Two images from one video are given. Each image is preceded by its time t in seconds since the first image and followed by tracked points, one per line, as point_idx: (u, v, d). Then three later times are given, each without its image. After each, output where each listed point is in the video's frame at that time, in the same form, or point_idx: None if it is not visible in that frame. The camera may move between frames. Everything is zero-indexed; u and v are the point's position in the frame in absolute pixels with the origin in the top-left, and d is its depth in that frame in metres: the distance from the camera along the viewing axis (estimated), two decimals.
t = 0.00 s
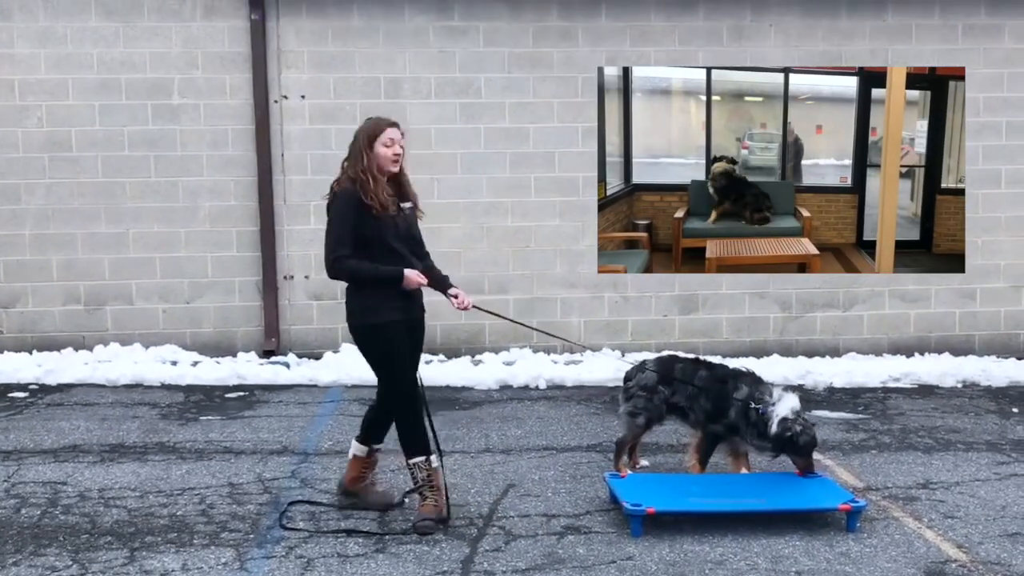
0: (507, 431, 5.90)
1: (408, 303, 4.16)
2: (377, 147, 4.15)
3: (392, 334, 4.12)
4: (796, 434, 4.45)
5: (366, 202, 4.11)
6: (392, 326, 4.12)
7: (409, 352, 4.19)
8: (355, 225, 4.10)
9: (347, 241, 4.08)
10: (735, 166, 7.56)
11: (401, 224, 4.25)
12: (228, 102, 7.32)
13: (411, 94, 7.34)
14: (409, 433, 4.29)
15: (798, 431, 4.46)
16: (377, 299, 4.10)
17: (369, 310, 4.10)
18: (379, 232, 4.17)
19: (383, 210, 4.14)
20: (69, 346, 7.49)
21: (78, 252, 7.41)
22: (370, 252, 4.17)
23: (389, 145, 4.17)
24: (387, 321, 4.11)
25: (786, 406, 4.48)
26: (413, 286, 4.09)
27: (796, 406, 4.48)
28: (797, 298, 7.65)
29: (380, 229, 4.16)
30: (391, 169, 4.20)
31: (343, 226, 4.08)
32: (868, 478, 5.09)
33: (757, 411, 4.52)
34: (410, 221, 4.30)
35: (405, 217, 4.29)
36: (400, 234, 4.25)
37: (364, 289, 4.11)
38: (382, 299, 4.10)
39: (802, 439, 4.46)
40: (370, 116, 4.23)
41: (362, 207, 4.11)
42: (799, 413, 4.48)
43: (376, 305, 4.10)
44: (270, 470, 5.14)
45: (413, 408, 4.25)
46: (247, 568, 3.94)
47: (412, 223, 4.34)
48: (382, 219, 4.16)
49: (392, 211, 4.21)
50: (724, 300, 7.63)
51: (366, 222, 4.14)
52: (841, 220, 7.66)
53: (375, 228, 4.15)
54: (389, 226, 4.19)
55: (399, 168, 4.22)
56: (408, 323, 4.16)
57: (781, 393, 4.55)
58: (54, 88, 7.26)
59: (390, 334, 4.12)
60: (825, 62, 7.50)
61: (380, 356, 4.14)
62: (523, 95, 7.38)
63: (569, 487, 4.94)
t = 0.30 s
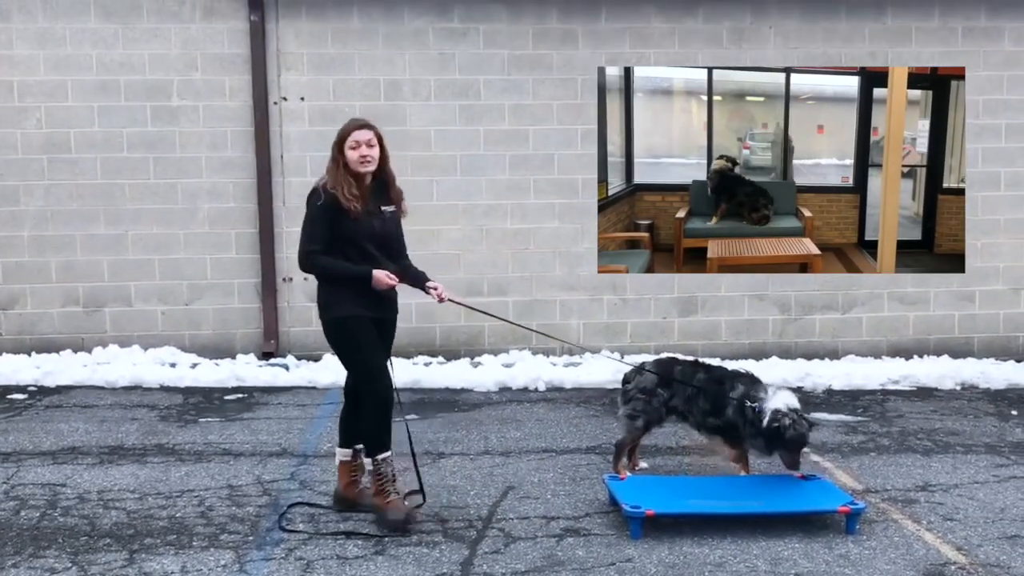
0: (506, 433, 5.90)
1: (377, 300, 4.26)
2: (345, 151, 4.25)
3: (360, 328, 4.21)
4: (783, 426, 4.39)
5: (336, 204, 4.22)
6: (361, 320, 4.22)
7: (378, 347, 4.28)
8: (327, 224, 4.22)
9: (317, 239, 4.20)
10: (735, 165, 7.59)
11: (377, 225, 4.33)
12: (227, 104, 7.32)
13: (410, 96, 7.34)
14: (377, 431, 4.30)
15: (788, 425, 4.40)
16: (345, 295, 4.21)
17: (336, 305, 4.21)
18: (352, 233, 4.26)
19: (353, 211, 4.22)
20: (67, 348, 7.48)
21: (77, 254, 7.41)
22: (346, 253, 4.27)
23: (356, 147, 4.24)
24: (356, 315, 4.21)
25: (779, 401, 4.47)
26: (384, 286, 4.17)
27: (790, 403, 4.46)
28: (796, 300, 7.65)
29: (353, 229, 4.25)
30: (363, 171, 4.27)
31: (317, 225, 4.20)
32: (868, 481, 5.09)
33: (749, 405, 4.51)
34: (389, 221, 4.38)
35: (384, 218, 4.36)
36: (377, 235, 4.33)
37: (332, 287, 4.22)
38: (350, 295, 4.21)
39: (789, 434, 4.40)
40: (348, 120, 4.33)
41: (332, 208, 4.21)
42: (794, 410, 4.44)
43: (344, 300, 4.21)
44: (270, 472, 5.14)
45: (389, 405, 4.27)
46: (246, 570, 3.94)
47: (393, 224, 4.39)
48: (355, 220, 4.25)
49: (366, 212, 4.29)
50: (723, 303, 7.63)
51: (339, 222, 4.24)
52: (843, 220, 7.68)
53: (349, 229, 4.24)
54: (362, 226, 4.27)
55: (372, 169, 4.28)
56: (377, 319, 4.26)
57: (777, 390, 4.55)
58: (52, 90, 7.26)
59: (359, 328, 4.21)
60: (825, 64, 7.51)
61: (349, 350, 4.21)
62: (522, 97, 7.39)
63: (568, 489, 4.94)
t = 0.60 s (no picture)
0: (509, 435, 5.90)
1: (357, 304, 4.15)
2: (332, 151, 4.15)
3: (335, 332, 4.12)
4: (760, 440, 4.33)
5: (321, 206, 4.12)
6: (337, 323, 4.12)
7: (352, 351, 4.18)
8: (310, 223, 4.12)
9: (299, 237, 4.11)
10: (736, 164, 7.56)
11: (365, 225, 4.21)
12: (231, 105, 7.33)
13: (414, 97, 7.35)
14: (337, 437, 4.23)
15: (766, 441, 4.33)
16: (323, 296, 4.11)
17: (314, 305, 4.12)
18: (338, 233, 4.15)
19: (338, 212, 4.11)
20: (70, 348, 7.49)
21: (80, 254, 7.41)
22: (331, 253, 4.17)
23: (344, 147, 4.13)
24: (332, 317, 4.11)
25: (768, 414, 4.36)
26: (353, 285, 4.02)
27: (779, 419, 4.34)
28: (798, 302, 7.65)
29: (337, 231, 4.14)
30: (350, 171, 4.16)
31: (301, 225, 4.11)
32: (870, 483, 5.09)
33: (739, 409, 4.42)
34: (380, 223, 4.25)
35: (373, 219, 4.24)
36: (364, 235, 4.20)
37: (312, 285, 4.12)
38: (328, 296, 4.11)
39: (765, 451, 4.33)
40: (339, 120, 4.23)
41: (316, 208, 4.11)
42: (780, 430, 4.33)
43: (322, 300, 4.11)
44: (272, 472, 5.15)
45: (348, 413, 4.20)
46: (249, 571, 3.94)
47: (383, 225, 4.26)
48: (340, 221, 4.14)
49: (354, 213, 4.17)
50: (726, 304, 7.63)
51: (323, 222, 4.13)
52: (844, 219, 7.64)
53: (334, 228, 4.14)
54: (348, 227, 4.15)
55: (360, 169, 4.17)
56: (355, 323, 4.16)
57: (776, 403, 4.43)
58: (56, 91, 7.27)
59: (334, 331, 4.12)
60: (828, 66, 7.51)
61: (321, 352, 4.12)
62: (526, 99, 7.39)
63: (571, 490, 4.94)
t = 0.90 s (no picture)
0: (513, 434, 5.90)
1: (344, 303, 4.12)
2: (332, 151, 4.11)
3: (323, 331, 4.11)
4: (755, 453, 4.31)
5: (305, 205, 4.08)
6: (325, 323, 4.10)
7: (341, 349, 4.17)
8: (292, 221, 4.09)
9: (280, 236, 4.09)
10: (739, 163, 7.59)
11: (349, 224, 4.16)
12: (237, 104, 7.34)
13: (419, 97, 7.35)
14: (330, 436, 4.22)
15: (760, 454, 4.31)
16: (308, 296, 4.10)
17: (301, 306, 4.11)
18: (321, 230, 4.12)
19: (321, 213, 4.08)
20: (75, 346, 7.50)
21: (86, 252, 7.43)
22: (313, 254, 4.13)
23: (347, 148, 4.10)
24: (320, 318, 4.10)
25: (765, 427, 4.34)
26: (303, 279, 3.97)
27: (774, 432, 4.32)
28: (803, 302, 7.64)
29: (318, 231, 4.11)
30: (344, 173, 4.13)
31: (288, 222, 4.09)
32: (874, 483, 5.09)
33: (736, 419, 4.38)
34: (366, 223, 4.22)
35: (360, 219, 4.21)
36: (346, 233, 4.15)
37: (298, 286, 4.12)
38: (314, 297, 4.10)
39: (760, 464, 4.31)
40: (335, 116, 4.19)
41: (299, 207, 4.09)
42: (776, 442, 4.31)
43: (310, 301, 4.10)
44: (277, 470, 5.15)
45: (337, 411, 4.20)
46: (253, 569, 3.95)
47: (368, 224, 4.23)
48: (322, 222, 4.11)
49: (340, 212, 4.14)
50: (730, 304, 7.62)
51: (305, 220, 4.11)
52: (846, 218, 7.65)
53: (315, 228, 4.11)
54: (329, 226, 4.12)
55: (354, 171, 4.14)
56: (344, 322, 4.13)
57: (773, 416, 4.40)
58: (63, 89, 7.28)
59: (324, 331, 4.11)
60: (833, 66, 7.50)
61: (311, 351, 4.12)
62: (531, 98, 7.39)
63: (575, 489, 4.94)
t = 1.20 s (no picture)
0: (516, 430, 5.90)
1: (343, 301, 4.11)
2: (342, 151, 4.10)
3: (323, 330, 4.10)
4: (742, 457, 4.22)
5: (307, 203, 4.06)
6: (325, 321, 4.10)
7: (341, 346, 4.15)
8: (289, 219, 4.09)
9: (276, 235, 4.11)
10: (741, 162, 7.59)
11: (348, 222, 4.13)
12: (241, 100, 7.34)
13: (424, 93, 7.35)
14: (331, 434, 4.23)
15: (748, 458, 4.21)
16: (306, 296, 4.11)
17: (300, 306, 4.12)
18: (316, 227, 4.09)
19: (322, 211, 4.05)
20: (79, 342, 7.51)
21: (90, 247, 7.44)
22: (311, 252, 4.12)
23: (358, 150, 4.12)
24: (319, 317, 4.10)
25: (754, 430, 4.23)
26: (268, 303, 4.01)
27: (762, 437, 4.20)
28: (807, 300, 7.62)
29: (316, 229, 4.09)
30: (348, 174, 4.13)
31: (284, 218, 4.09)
32: (877, 481, 5.08)
33: (729, 421, 4.31)
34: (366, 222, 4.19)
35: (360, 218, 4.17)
36: (345, 230, 4.11)
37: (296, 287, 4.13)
38: (312, 296, 4.10)
39: (747, 468, 4.22)
40: (341, 115, 4.17)
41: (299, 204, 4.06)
42: (762, 446, 4.19)
43: (308, 301, 4.10)
44: (280, 466, 5.16)
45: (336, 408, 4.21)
46: (257, 564, 3.95)
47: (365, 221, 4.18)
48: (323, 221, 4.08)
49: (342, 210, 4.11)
50: (734, 302, 7.61)
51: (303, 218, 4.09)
52: (850, 216, 7.67)
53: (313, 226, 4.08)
54: (328, 224, 4.09)
55: (357, 172, 4.15)
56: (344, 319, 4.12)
57: (766, 420, 4.28)
58: (67, 84, 7.29)
59: (323, 330, 4.10)
60: (838, 63, 7.48)
61: (310, 349, 4.12)
62: (535, 95, 7.39)
63: (578, 486, 4.94)
